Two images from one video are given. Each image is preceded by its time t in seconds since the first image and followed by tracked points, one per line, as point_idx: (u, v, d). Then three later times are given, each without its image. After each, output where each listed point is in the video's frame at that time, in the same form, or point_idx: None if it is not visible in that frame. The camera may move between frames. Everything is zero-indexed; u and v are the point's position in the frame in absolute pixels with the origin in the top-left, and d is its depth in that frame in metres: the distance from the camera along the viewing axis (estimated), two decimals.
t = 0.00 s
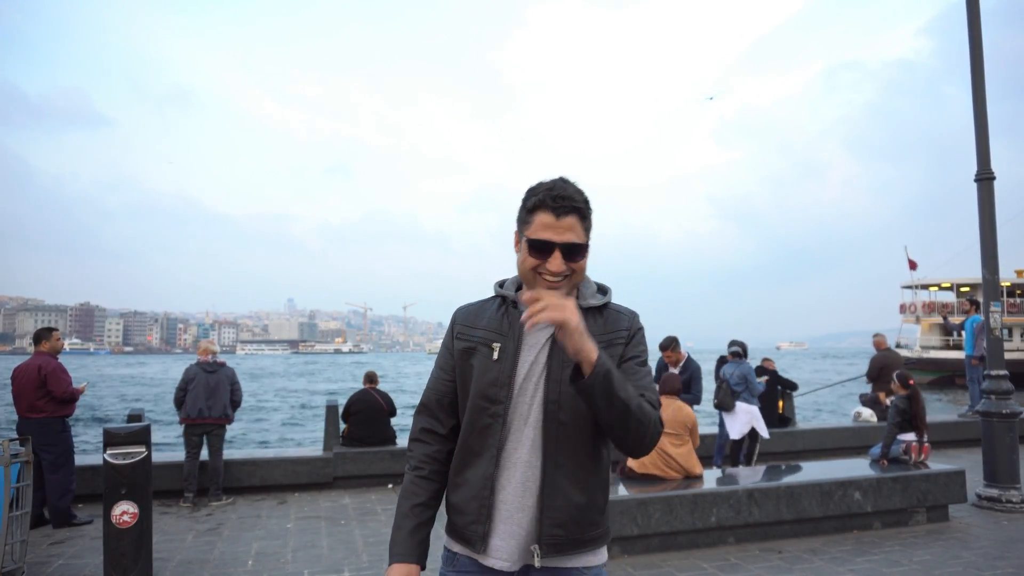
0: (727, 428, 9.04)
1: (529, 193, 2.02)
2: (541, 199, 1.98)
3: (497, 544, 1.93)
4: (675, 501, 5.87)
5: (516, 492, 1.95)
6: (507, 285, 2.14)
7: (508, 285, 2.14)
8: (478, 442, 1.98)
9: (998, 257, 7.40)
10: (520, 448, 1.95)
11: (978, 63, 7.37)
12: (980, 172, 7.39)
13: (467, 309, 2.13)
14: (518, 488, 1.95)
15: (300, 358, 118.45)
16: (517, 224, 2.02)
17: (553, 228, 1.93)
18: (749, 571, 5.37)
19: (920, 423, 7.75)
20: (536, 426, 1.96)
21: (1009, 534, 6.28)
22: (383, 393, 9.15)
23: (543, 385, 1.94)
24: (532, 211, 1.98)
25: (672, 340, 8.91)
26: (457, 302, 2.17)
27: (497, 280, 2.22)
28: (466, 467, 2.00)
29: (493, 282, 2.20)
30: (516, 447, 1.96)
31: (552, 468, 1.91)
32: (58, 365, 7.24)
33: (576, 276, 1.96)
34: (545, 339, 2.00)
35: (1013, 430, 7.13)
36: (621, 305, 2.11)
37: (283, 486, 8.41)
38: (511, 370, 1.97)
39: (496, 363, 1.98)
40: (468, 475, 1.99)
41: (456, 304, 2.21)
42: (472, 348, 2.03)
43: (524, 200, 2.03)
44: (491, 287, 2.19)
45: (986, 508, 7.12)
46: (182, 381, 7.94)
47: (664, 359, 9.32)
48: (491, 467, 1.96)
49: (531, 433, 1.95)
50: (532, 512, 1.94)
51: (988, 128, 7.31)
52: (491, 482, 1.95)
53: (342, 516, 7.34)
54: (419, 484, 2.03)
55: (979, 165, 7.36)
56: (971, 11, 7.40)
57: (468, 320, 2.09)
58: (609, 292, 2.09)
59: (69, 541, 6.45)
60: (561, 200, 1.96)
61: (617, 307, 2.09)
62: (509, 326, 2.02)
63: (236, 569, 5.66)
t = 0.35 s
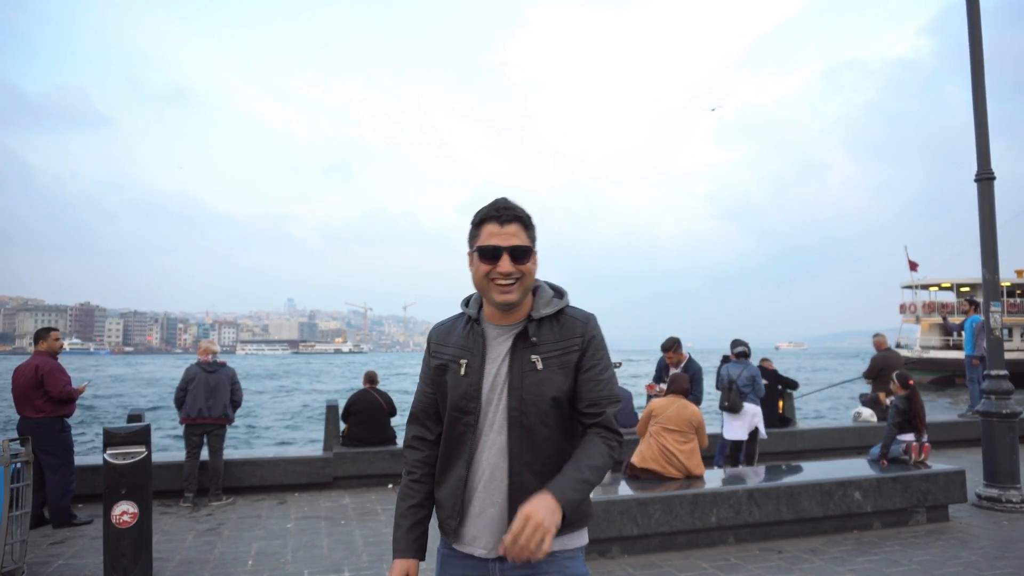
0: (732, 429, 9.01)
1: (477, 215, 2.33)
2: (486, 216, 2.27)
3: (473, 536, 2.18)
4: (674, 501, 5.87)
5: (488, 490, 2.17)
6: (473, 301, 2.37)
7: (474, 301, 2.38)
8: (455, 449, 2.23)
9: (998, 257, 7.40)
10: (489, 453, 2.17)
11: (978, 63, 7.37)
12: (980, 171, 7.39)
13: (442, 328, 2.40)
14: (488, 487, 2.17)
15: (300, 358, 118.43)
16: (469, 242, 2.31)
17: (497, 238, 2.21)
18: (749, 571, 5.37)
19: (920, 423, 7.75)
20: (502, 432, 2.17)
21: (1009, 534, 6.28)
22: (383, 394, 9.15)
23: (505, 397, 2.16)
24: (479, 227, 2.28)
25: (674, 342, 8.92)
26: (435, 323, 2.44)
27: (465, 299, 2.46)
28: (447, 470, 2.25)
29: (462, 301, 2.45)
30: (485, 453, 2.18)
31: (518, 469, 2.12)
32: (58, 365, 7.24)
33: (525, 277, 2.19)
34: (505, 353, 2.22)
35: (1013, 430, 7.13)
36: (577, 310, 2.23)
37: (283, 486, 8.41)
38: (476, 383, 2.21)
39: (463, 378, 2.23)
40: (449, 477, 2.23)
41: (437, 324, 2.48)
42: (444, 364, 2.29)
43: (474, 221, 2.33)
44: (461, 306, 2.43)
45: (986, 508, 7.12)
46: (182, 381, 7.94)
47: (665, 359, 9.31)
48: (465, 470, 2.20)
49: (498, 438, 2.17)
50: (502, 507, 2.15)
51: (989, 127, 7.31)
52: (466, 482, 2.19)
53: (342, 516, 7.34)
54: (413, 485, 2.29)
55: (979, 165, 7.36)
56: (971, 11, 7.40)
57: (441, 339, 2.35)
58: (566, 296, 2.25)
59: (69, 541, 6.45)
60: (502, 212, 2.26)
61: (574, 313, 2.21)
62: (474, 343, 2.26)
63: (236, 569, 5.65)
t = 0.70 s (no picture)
0: (739, 428, 8.97)
1: (476, 220, 2.58)
2: (485, 218, 2.52)
3: (477, 512, 2.37)
4: (674, 501, 5.88)
5: (492, 471, 2.36)
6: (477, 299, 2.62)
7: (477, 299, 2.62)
8: (458, 434, 2.44)
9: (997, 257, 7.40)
10: (492, 435, 2.38)
11: (978, 63, 7.37)
12: (980, 172, 7.39)
13: (447, 326, 2.64)
14: (493, 468, 2.36)
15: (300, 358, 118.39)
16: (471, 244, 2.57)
17: (497, 236, 2.46)
18: (750, 571, 5.37)
19: (920, 424, 7.76)
20: (506, 416, 2.38)
21: (1009, 534, 6.29)
22: (383, 393, 9.14)
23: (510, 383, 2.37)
24: (478, 229, 2.53)
25: (677, 342, 8.91)
26: (439, 322, 2.68)
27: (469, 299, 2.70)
28: (451, 455, 2.46)
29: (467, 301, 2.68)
30: (488, 435, 2.39)
31: (520, 447, 2.32)
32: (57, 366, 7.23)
33: (523, 271, 2.44)
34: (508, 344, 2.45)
35: (1013, 430, 7.14)
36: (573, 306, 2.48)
37: (283, 486, 8.42)
38: (478, 372, 2.44)
39: (465, 368, 2.46)
40: (453, 461, 2.44)
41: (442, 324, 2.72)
42: (448, 357, 2.52)
43: (474, 225, 2.59)
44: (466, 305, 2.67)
45: (986, 508, 7.13)
46: (182, 381, 7.94)
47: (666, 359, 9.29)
48: (467, 451, 2.40)
49: (502, 421, 2.38)
50: (506, 484, 2.34)
51: (989, 127, 7.31)
52: (469, 464, 2.39)
53: (343, 516, 7.34)
54: (418, 473, 2.57)
55: (979, 165, 7.37)
56: (970, 11, 7.41)
57: (446, 335, 2.59)
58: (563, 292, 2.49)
59: (69, 541, 6.45)
60: (498, 214, 2.51)
61: (570, 308, 2.46)
62: (476, 336, 2.50)
63: (236, 569, 5.65)
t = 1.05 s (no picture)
0: (737, 429, 8.98)
1: (512, 224, 2.60)
2: (520, 224, 2.55)
3: (526, 506, 2.38)
4: (674, 501, 5.87)
5: (541, 464, 2.39)
6: (510, 297, 2.63)
7: (511, 298, 2.63)
8: (502, 429, 2.42)
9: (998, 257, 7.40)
10: (540, 430, 2.41)
11: (978, 63, 7.37)
12: (980, 172, 7.39)
13: (477, 322, 2.57)
14: (541, 461, 2.40)
15: (300, 358, 118.46)
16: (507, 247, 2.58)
17: (535, 242, 2.49)
18: (749, 571, 5.37)
19: (921, 425, 7.78)
20: (554, 411, 2.43)
21: (1009, 534, 6.29)
22: (383, 393, 9.13)
23: (560, 381, 2.44)
24: (515, 234, 2.55)
25: (677, 340, 8.90)
26: (467, 317, 2.61)
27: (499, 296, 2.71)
28: (491, 451, 2.43)
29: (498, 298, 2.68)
30: (536, 429, 2.41)
31: (572, 441, 2.40)
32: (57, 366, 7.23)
33: (564, 274, 2.48)
34: (552, 342, 2.50)
35: (1013, 430, 7.14)
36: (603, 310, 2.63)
37: (284, 486, 8.42)
38: (524, 369, 2.44)
39: (511, 364, 2.44)
40: (495, 457, 2.42)
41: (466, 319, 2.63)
42: (489, 353, 2.47)
43: (509, 229, 2.60)
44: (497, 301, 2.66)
45: (986, 508, 7.12)
46: (182, 381, 7.95)
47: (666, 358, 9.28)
48: (514, 447, 2.41)
49: (551, 416, 2.43)
50: (557, 477, 2.40)
51: (989, 127, 7.32)
52: (516, 458, 2.40)
53: (343, 516, 7.34)
54: (446, 470, 2.48)
55: (979, 165, 7.37)
56: (970, 11, 7.41)
57: (481, 331, 2.52)
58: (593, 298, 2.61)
59: (70, 541, 6.46)
60: (535, 220, 2.55)
61: (602, 311, 2.60)
62: (518, 334, 2.49)
63: (236, 569, 5.66)
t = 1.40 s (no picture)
0: (730, 429, 8.98)
1: (543, 225, 2.61)
2: (551, 225, 2.55)
3: (556, 504, 2.38)
4: (674, 501, 5.88)
5: (569, 464, 2.41)
6: (536, 299, 2.62)
7: (537, 299, 2.63)
8: (531, 428, 2.42)
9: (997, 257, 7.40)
10: (567, 430, 2.43)
11: (978, 64, 7.38)
12: (980, 172, 7.40)
13: (504, 322, 2.54)
14: (569, 461, 2.41)
15: (299, 357, 118.44)
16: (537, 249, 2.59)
17: (566, 242, 2.50)
18: (749, 571, 5.38)
19: (914, 422, 7.78)
20: (581, 411, 2.45)
21: (1008, 534, 6.29)
22: (383, 393, 9.13)
23: (586, 383, 2.46)
24: (545, 235, 2.56)
25: (677, 339, 8.91)
26: (493, 316, 2.57)
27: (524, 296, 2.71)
28: (521, 450, 2.42)
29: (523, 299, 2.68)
30: (564, 429, 2.43)
31: (597, 442, 2.43)
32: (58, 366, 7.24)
33: (592, 277, 2.49)
34: (579, 344, 2.51)
35: (1013, 430, 7.14)
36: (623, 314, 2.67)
37: (284, 486, 8.43)
38: (553, 369, 2.45)
39: (541, 364, 2.44)
40: (525, 455, 2.41)
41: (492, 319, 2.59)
42: (519, 352, 2.45)
43: (540, 230, 2.61)
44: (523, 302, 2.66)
45: (986, 508, 7.13)
46: (182, 381, 7.95)
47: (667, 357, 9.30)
48: (543, 446, 2.40)
49: (578, 416, 2.44)
50: (584, 476, 2.41)
51: (988, 128, 7.32)
52: (545, 457, 2.40)
53: (343, 516, 7.34)
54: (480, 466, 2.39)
55: (979, 165, 7.37)
56: (970, 12, 7.41)
57: (510, 330, 2.50)
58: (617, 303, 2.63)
59: (70, 541, 6.46)
60: (566, 221, 2.56)
61: (623, 316, 2.64)
62: (546, 335, 2.49)
63: (236, 569, 5.66)
